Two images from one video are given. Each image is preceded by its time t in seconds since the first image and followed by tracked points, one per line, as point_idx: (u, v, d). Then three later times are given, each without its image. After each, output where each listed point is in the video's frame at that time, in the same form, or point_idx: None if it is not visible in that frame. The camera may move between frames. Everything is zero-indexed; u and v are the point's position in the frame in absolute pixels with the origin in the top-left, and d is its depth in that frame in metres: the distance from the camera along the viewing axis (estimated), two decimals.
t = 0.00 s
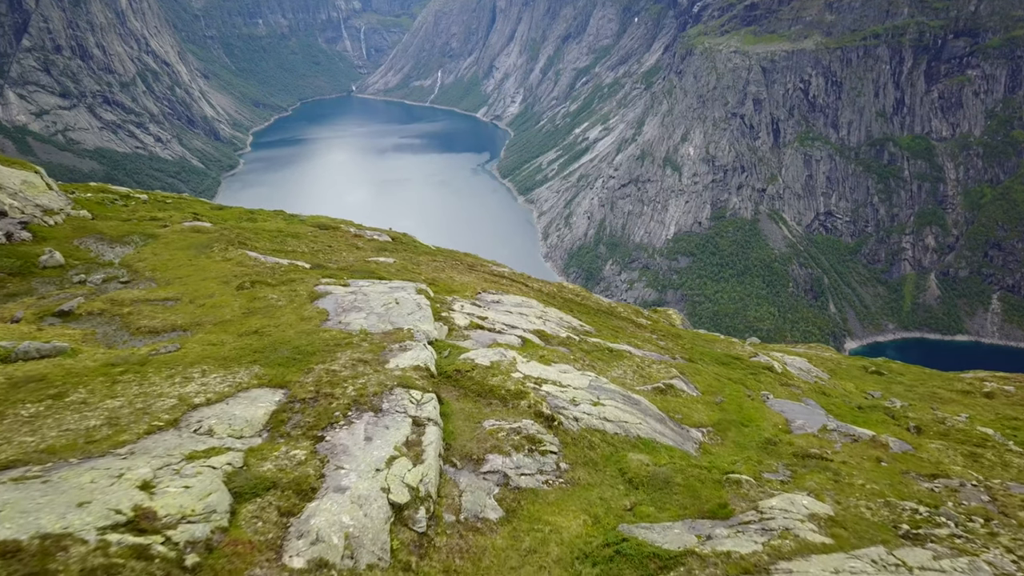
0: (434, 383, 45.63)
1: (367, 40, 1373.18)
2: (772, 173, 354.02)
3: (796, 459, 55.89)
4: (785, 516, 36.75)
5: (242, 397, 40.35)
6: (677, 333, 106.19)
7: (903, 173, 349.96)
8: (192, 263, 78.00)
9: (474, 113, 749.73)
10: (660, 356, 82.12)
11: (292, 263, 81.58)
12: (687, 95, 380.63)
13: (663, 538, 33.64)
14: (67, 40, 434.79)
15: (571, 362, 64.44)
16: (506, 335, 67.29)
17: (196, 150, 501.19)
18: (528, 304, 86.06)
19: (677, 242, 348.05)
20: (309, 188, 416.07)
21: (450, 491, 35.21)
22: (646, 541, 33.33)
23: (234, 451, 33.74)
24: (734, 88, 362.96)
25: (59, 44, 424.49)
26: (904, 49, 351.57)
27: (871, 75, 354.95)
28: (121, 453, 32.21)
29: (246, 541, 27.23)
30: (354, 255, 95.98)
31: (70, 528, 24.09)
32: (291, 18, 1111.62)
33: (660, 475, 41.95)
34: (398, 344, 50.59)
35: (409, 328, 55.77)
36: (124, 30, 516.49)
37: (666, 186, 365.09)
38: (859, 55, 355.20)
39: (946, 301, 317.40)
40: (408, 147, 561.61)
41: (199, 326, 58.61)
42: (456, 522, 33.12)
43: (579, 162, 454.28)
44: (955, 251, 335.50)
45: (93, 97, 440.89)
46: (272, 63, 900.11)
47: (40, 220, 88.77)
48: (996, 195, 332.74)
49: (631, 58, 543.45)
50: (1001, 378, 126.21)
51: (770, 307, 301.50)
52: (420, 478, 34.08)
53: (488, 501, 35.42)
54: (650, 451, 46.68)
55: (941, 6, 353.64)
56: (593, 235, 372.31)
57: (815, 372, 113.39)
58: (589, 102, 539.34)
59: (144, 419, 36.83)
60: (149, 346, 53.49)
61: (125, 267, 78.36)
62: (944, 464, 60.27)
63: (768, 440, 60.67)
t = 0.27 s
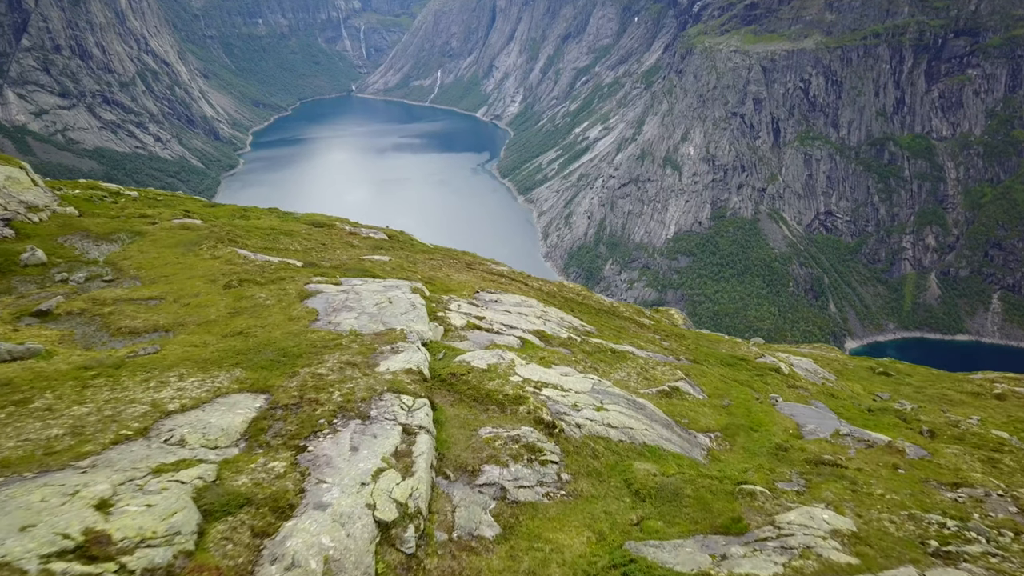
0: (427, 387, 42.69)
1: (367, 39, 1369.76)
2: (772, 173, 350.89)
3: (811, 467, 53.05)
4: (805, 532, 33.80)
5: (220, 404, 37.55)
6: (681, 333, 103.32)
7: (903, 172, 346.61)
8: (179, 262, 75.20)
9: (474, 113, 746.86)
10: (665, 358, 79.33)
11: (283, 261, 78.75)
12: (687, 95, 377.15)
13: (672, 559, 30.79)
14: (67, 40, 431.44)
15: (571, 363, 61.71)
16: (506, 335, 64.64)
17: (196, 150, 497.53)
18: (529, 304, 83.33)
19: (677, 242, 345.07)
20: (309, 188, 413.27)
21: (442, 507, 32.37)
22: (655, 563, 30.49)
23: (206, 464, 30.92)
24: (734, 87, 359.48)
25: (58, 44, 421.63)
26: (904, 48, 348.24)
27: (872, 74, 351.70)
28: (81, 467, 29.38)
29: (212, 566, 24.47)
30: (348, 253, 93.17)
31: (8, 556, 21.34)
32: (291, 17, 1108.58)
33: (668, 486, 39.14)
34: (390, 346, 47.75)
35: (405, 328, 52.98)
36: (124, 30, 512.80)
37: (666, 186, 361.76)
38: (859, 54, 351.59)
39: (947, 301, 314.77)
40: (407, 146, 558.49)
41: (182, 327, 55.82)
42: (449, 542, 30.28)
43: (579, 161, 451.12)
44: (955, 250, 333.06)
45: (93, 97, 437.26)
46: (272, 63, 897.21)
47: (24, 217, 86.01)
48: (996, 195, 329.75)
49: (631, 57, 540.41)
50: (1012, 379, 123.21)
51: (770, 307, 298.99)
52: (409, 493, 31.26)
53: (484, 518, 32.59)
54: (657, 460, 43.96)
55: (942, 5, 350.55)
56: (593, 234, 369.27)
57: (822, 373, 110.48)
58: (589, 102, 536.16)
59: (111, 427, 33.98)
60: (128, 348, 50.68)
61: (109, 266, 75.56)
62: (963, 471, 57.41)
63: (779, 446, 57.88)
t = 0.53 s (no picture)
0: (417, 395, 39.67)
1: (367, 39, 1367.04)
2: (772, 173, 347.57)
3: (825, 477, 50.17)
4: (829, 553, 30.77)
5: (193, 413, 34.60)
6: (685, 334, 100.43)
7: (904, 172, 343.40)
8: (165, 260, 72.26)
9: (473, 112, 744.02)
10: (669, 360, 76.39)
11: (273, 259, 75.76)
12: (686, 94, 372.95)
13: None
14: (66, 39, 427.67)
15: (570, 366, 58.78)
16: (503, 336, 61.72)
17: (195, 149, 494.69)
18: (528, 303, 80.44)
19: (677, 242, 342.11)
20: (309, 188, 410.05)
21: (432, 527, 29.42)
22: None
23: (170, 482, 27.93)
24: (734, 87, 355.40)
25: (57, 44, 418.20)
26: (904, 47, 344.86)
27: (872, 74, 347.60)
28: (31, 485, 26.44)
29: None
30: (341, 251, 90.16)
31: None
32: (291, 17, 1105.76)
33: (678, 501, 36.22)
34: (380, 349, 44.77)
35: (397, 329, 50.04)
36: (123, 29, 502.29)
37: (666, 185, 358.20)
38: (859, 54, 347.68)
39: (947, 300, 312.14)
40: (406, 146, 555.33)
41: (162, 328, 52.97)
42: (438, 568, 27.32)
43: (579, 161, 447.93)
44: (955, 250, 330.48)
45: (92, 96, 433.69)
46: (271, 62, 894.54)
47: (7, 214, 83.04)
48: (996, 195, 326.90)
49: (631, 57, 537.14)
50: None
51: (770, 307, 296.86)
52: (395, 514, 28.30)
53: (479, 539, 29.65)
54: (665, 472, 41.10)
55: (942, 5, 347.28)
56: (593, 234, 366.19)
57: (829, 375, 107.63)
58: (589, 101, 532.85)
59: (70, 440, 31.00)
60: (103, 351, 47.75)
61: (92, 264, 72.53)
62: (985, 480, 54.51)
63: (791, 454, 54.98)
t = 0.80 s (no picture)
0: (406, 407, 36.51)
1: (367, 39, 1363.57)
2: (772, 172, 344.24)
3: (842, 492, 47.13)
4: None
5: (157, 426, 31.55)
6: (689, 337, 97.37)
7: (904, 172, 339.53)
8: (147, 260, 69.15)
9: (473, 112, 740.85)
10: (675, 364, 73.24)
11: (261, 260, 72.56)
12: (686, 94, 369.65)
13: None
14: (65, 39, 423.51)
15: (570, 372, 55.71)
16: (501, 340, 58.64)
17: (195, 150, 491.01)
18: (527, 305, 77.33)
19: (677, 242, 338.85)
20: (310, 188, 407.09)
21: (418, 560, 26.42)
22: None
23: (122, 512, 24.80)
24: (734, 87, 352.12)
25: (56, 44, 414.53)
26: (904, 47, 341.31)
27: (872, 74, 344.43)
28: None
29: None
30: (334, 251, 87.07)
31: None
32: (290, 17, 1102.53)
33: (690, 524, 33.16)
34: (369, 358, 41.62)
35: (389, 335, 47.02)
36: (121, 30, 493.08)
37: (666, 185, 354.83)
38: (859, 53, 344.76)
39: (947, 300, 309.20)
40: (406, 146, 552.05)
41: (139, 333, 49.83)
42: None
43: (579, 160, 444.28)
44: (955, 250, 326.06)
45: (92, 96, 430.09)
46: (271, 62, 891.62)
47: None
48: (997, 195, 322.74)
49: (631, 57, 533.62)
50: None
51: (770, 307, 294.55)
52: (378, 547, 25.31)
53: (470, 572, 26.64)
54: (673, 489, 38.02)
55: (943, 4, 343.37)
56: (594, 234, 362.84)
57: (837, 378, 104.63)
58: (589, 101, 529.07)
59: (15, 461, 27.88)
60: (73, 358, 44.67)
61: (71, 264, 69.30)
62: (1012, 495, 51.29)
63: (804, 467, 51.97)
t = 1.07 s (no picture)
0: (393, 424, 33.35)
1: (366, 38, 1359.26)
2: (772, 172, 340.64)
3: (863, 511, 44.02)
4: None
5: (114, 450, 28.32)
6: (694, 340, 94.37)
7: (904, 171, 335.96)
8: (128, 262, 65.84)
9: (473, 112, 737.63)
10: (680, 370, 70.12)
11: (248, 261, 69.30)
12: (686, 93, 365.92)
13: None
14: (64, 39, 417.44)
15: (570, 380, 52.61)
16: (498, 347, 55.47)
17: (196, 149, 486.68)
18: (526, 308, 74.25)
19: (677, 242, 335.62)
20: (311, 188, 403.94)
21: None
22: None
23: (60, 555, 21.61)
24: (734, 86, 348.41)
25: (56, 43, 409.20)
26: (905, 46, 337.52)
27: (873, 73, 340.84)
28: None
29: None
30: (326, 252, 83.88)
31: None
32: (289, 17, 1097.81)
33: (705, 554, 30.04)
34: (354, 369, 38.40)
35: (378, 343, 43.90)
36: (121, 29, 492.63)
37: (666, 185, 351.12)
38: (859, 53, 341.20)
39: (948, 301, 306.62)
40: (405, 146, 548.72)
41: (111, 340, 46.53)
42: None
43: (579, 160, 440.63)
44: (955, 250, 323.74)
45: (91, 95, 424.88)
46: (270, 62, 888.13)
47: None
48: (997, 195, 319.34)
49: (631, 56, 530.10)
50: None
51: (771, 307, 291.80)
52: None
53: None
54: (685, 512, 34.87)
55: (942, 4, 338.92)
56: (594, 233, 359.53)
57: (846, 382, 101.69)
58: (589, 101, 525.54)
59: None
60: (36, 368, 41.33)
61: (48, 265, 65.86)
62: None
63: (819, 481, 48.89)
